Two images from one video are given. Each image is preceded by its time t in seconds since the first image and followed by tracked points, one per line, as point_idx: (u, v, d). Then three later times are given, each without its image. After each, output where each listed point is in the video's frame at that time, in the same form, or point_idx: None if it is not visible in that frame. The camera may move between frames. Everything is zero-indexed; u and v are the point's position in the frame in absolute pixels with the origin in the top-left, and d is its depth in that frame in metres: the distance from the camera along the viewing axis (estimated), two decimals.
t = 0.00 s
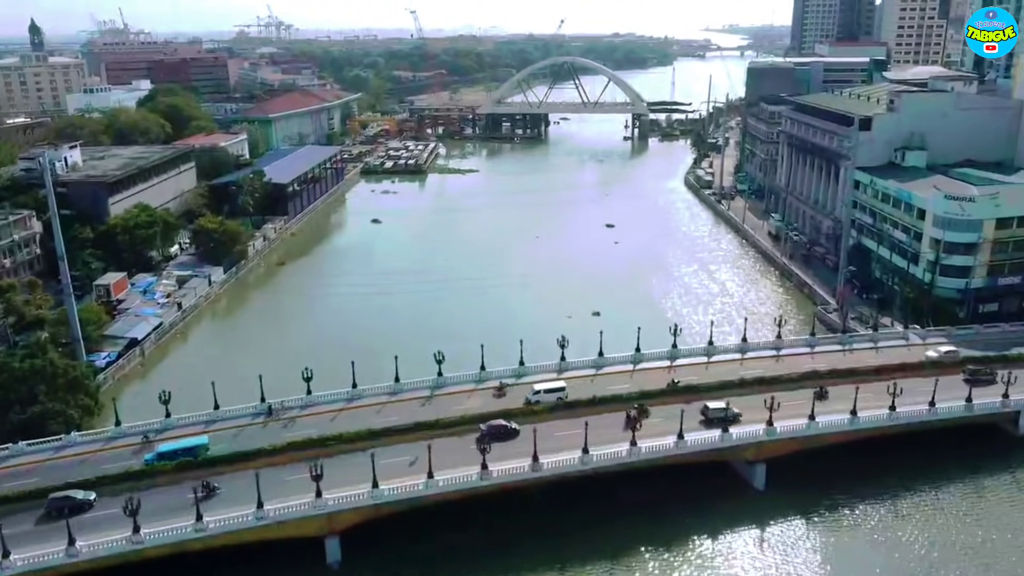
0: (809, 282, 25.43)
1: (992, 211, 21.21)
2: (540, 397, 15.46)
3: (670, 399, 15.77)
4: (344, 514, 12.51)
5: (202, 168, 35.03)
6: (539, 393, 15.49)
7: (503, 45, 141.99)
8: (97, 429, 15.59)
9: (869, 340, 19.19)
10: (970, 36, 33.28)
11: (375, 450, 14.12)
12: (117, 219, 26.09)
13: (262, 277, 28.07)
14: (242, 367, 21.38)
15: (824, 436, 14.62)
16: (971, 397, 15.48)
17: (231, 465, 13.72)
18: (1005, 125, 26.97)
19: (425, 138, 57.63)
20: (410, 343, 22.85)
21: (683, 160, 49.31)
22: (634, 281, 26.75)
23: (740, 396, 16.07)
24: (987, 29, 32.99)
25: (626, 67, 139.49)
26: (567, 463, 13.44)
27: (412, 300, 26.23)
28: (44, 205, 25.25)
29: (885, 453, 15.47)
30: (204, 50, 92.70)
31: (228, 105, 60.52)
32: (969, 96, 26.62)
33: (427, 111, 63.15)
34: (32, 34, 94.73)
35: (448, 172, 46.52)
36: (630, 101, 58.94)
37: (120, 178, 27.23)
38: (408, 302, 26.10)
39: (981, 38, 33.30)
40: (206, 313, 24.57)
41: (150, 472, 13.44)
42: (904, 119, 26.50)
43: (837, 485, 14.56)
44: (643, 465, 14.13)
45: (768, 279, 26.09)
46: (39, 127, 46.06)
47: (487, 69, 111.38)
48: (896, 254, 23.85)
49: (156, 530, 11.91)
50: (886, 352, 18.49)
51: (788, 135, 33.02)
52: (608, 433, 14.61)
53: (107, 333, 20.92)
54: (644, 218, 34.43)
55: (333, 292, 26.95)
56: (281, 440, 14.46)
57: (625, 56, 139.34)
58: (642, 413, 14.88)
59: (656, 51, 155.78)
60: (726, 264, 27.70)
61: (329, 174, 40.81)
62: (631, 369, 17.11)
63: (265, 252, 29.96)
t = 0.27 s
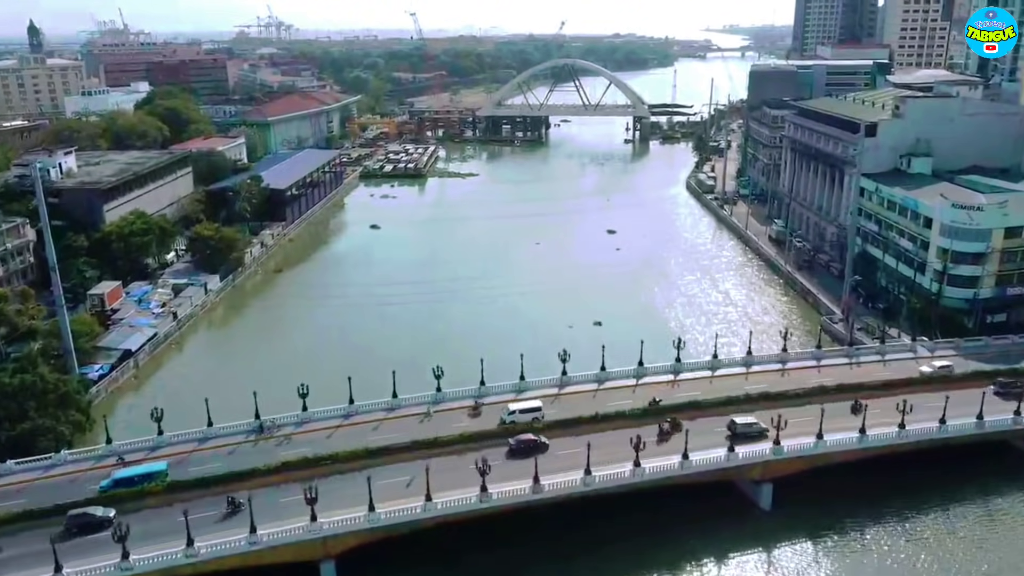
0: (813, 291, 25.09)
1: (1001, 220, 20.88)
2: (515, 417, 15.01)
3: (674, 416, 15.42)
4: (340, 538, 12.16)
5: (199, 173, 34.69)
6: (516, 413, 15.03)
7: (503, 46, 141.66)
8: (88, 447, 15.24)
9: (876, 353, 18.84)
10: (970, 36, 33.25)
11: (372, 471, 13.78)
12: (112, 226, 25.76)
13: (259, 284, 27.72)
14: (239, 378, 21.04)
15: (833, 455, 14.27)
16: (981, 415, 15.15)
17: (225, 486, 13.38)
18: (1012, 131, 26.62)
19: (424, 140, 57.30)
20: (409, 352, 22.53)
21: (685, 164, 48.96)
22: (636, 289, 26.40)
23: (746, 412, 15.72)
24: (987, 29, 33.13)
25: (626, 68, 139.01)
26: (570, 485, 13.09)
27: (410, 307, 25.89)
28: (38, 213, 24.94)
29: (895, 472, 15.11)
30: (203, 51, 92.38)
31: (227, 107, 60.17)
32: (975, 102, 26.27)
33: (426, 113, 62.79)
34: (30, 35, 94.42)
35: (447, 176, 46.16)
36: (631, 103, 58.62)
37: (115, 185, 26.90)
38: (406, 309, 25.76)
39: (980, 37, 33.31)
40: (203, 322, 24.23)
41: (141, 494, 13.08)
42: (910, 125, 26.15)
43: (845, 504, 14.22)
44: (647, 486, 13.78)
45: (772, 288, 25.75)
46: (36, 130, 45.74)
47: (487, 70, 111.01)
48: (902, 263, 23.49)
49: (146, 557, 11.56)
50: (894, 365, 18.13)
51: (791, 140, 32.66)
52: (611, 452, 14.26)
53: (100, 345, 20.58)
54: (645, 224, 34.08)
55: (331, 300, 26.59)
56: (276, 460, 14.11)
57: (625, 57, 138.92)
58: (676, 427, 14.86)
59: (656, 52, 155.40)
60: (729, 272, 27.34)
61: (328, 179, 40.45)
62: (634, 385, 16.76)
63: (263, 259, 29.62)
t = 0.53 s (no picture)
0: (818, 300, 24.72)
1: (1009, 230, 20.49)
2: (488, 439, 14.47)
3: (678, 435, 15.06)
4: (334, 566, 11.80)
5: (196, 178, 34.32)
6: (491, 434, 14.51)
7: (503, 46, 141.30)
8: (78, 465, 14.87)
9: (884, 366, 18.47)
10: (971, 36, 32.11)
11: (368, 494, 13.40)
12: (107, 234, 25.42)
13: (256, 292, 27.36)
14: (234, 389, 20.66)
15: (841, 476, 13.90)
16: (993, 432, 14.75)
17: (216, 509, 13.02)
18: (1020, 137, 26.22)
19: (424, 144, 56.93)
20: (407, 362, 22.13)
21: (686, 168, 48.59)
22: (638, 297, 26.01)
23: (752, 430, 15.35)
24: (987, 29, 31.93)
25: (627, 69, 138.63)
26: (571, 509, 12.72)
27: (409, 315, 25.49)
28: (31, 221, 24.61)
29: (904, 492, 14.74)
30: (202, 53, 92.02)
31: (226, 109, 59.82)
32: (983, 108, 25.87)
33: (426, 116, 62.43)
34: (29, 36, 94.04)
35: (447, 180, 45.77)
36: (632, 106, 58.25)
37: (110, 192, 26.55)
38: (405, 317, 25.40)
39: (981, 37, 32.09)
40: (198, 332, 23.87)
41: (131, 518, 12.72)
42: (916, 131, 25.75)
43: (854, 527, 13.85)
44: (651, 508, 13.41)
45: (776, 297, 25.41)
46: (33, 134, 45.39)
47: (487, 71, 110.63)
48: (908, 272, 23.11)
49: None
50: (902, 380, 17.76)
51: (795, 145, 32.28)
52: (613, 472, 13.89)
53: (93, 357, 20.22)
54: (647, 230, 33.71)
55: (329, 308, 26.22)
56: (270, 482, 13.74)
57: (626, 57, 138.36)
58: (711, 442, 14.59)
59: (657, 52, 155.01)
60: (731, 280, 26.96)
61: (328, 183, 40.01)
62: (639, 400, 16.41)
63: (260, 266, 29.26)
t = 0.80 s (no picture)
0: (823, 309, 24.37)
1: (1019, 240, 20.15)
2: (460, 462, 14.13)
3: (682, 454, 14.72)
4: None
5: (193, 184, 33.99)
6: (459, 458, 14.14)
7: (503, 48, 140.98)
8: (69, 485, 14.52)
9: (891, 380, 18.11)
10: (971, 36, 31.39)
11: (364, 516, 13.05)
12: (102, 242, 25.08)
13: (253, 300, 27.02)
14: (229, 400, 20.31)
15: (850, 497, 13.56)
16: (1005, 450, 14.41)
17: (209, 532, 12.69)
18: None
19: (424, 147, 56.58)
20: (405, 372, 21.77)
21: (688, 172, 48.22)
22: (640, 305, 25.65)
23: (758, 448, 15.01)
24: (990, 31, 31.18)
25: (628, 70, 138.29)
26: (572, 533, 12.38)
27: (408, 323, 25.13)
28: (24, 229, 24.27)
29: (914, 512, 14.39)
30: (201, 55, 91.68)
31: (224, 112, 59.48)
32: (989, 113, 25.50)
33: (426, 119, 62.08)
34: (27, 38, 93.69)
35: (447, 185, 45.39)
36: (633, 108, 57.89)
37: (105, 199, 26.21)
38: (404, 325, 25.04)
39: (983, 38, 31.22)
40: (194, 341, 23.53)
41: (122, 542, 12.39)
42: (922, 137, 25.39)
43: (863, 551, 13.51)
44: (655, 532, 13.07)
45: (780, 307, 25.08)
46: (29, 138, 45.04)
47: (487, 73, 110.29)
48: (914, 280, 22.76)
49: None
50: (910, 395, 17.40)
51: (798, 149, 31.92)
52: (615, 494, 13.56)
53: (86, 369, 19.88)
54: (648, 236, 33.35)
55: (326, 316, 25.87)
56: (264, 504, 13.42)
57: (627, 58, 137.86)
58: (742, 459, 14.38)
59: (658, 53, 154.68)
60: (735, 289, 26.60)
61: (326, 188, 39.66)
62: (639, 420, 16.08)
63: (257, 273, 28.91)
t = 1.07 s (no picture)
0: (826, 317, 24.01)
1: None
2: (433, 486, 13.73)
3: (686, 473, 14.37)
4: None
5: (190, 190, 33.68)
6: (429, 483, 13.75)
7: (504, 49, 140.61)
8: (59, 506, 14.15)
9: (898, 394, 17.76)
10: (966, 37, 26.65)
11: (361, 540, 12.71)
12: (96, 250, 24.75)
13: (249, 308, 26.66)
14: (225, 412, 19.97)
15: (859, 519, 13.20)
16: (1016, 470, 14.06)
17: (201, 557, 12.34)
18: None
19: (423, 150, 56.23)
20: (404, 381, 21.42)
21: (690, 176, 47.88)
22: (642, 313, 25.27)
23: (764, 467, 14.64)
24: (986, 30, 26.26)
25: (629, 71, 137.89)
26: (574, 558, 12.03)
27: (407, 330, 24.77)
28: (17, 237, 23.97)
29: (923, 535, 14.03)
30: (200, 57, 91.30)
31: (223, 115, 59.12)
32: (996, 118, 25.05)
33: (426, 121, 61.68)
34: (26, 39, 93.32)
35: (446, 188, 45.04)
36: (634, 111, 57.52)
37: (100, 206, 25.89)
38: (403, 332, 24.68)
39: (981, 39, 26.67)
40: (189, 352, 23.18)
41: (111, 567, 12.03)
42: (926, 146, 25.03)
43: None
44: (659, 557, 12.71)
45: (783, 315, 24.76)
46: (27, 143, 44.74)
47: (488, 74, 109.92)
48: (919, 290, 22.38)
49: None
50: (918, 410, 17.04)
51: (802, 155, 31.53)
52: (618, 517, 13.21)
53: (78, 382, 19.54)
54: (648, 243, 33.01)
55: (323, 324, 25.48)
56: (258, 527, 13.09)
57: (627, 59, 137.44)
58: (779, 473, 14.39)
59: (659, 54, 154.30)
60: (737, 298, 26.27)
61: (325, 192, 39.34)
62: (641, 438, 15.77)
63: (254, 280, 28.55)
